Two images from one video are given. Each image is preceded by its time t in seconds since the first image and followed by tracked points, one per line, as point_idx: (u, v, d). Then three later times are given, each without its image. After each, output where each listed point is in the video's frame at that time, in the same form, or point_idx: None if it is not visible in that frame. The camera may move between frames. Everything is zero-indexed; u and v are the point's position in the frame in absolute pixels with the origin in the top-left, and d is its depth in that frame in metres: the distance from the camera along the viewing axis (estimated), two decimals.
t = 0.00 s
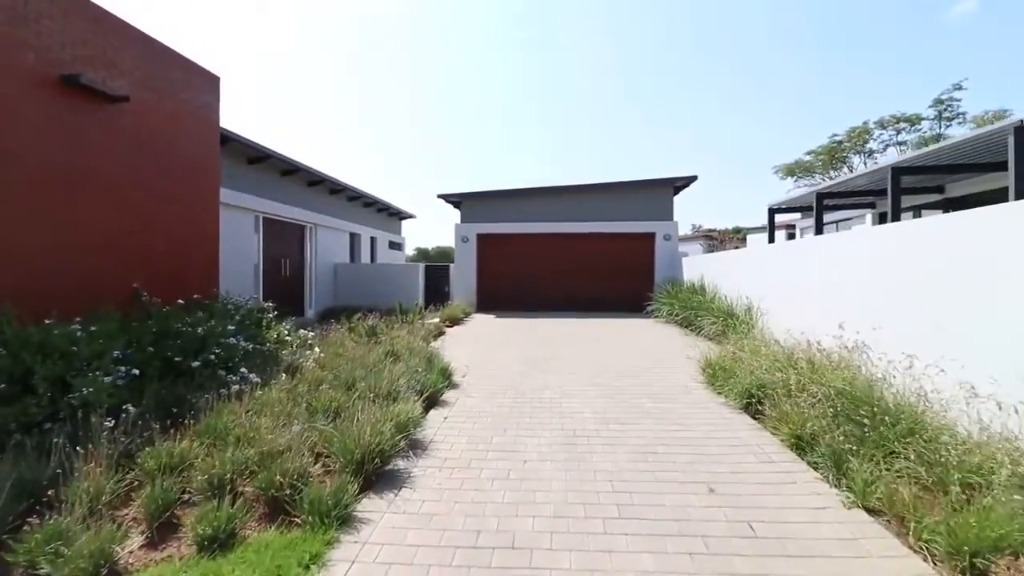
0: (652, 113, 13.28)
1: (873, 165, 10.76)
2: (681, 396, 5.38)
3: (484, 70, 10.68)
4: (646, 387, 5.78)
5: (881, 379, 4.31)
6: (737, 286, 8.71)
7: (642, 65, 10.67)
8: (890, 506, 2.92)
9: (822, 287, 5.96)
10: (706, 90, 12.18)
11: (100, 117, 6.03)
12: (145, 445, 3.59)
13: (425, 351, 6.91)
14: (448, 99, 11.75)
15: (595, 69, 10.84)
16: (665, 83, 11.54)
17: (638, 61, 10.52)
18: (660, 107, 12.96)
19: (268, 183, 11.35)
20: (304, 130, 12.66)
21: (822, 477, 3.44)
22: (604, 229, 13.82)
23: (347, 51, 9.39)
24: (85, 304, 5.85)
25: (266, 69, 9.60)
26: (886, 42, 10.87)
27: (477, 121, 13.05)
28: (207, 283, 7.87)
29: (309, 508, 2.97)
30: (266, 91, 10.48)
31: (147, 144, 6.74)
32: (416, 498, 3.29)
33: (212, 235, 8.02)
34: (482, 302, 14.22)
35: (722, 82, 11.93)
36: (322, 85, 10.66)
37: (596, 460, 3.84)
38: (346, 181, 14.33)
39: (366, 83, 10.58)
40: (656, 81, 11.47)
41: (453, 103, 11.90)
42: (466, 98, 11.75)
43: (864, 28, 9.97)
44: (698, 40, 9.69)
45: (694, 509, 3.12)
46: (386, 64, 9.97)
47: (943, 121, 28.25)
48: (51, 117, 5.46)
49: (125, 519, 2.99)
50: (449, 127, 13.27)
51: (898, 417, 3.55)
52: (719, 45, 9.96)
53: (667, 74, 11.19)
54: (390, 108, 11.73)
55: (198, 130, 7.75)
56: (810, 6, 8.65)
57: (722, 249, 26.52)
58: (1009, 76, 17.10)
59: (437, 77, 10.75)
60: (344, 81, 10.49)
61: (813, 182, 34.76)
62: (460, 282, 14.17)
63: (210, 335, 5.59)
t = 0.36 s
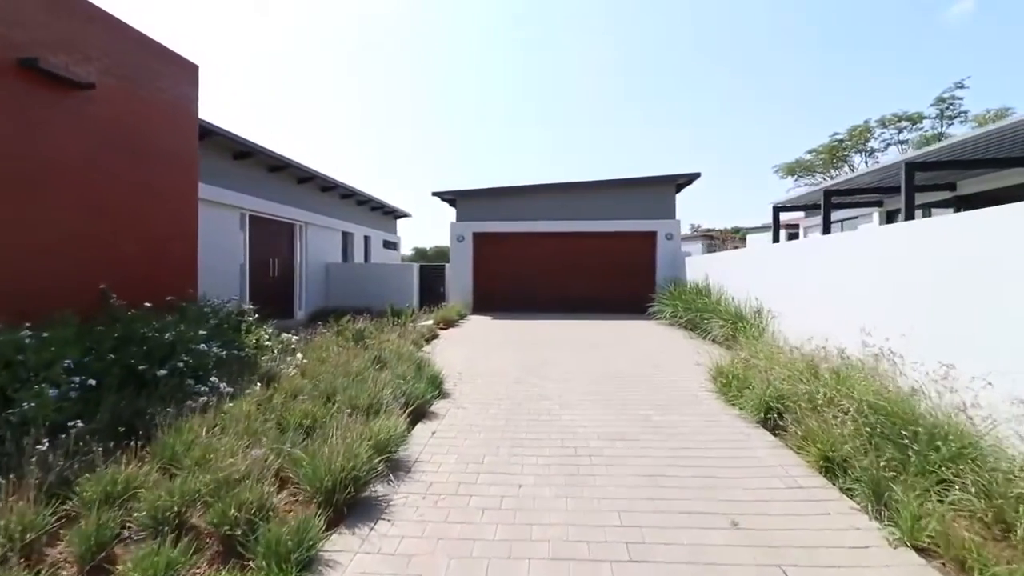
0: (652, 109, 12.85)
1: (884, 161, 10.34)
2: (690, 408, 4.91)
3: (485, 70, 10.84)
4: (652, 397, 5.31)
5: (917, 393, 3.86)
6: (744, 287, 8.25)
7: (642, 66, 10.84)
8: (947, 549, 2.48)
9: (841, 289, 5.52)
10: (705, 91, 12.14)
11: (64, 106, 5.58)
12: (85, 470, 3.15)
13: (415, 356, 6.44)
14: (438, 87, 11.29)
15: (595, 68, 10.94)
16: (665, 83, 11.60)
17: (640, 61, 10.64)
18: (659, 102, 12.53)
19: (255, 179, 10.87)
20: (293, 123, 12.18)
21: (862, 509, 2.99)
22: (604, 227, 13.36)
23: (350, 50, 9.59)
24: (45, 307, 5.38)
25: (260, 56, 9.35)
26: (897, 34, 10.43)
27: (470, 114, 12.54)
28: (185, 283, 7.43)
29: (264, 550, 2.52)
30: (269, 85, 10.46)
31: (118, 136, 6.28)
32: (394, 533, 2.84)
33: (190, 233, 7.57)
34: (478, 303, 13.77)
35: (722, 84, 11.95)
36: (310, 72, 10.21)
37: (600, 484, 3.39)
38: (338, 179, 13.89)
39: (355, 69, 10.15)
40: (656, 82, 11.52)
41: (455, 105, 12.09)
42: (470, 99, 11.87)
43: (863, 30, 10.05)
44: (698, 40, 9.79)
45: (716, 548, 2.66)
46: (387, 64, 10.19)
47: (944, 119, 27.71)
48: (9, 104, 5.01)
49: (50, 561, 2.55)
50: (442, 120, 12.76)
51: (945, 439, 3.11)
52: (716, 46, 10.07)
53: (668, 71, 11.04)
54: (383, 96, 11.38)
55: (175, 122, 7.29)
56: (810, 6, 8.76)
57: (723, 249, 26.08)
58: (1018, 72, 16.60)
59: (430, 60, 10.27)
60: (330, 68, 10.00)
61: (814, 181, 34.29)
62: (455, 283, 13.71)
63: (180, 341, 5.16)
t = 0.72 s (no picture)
0: (653, 108, 12.41)
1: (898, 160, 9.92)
2: (701, 426, 4.48)
3: (485, 70, 10.48)
4: (659, 413, 4.87)
5: (959, 413, 3.43)
6: (753, 290, 7.83)
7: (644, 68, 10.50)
8: None
9: (864, 294, 5.09)
10: (707, 91, 11.74)
11: (22, 95, 5.14)
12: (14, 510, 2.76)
13: (405, 366, 6.01)
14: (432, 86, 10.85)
15: (595, 69, 10.58)
16: (665, 83, 11.20)
17: (641, 60, 10.24)
18: (661, 101, 12.07)
19: (242, 177, 10.42)
20: (281, 123, 11.71)
21: (911, 555, 2.57)
22: (604, 228, 12.92)
23: (350, 50, 9.30)
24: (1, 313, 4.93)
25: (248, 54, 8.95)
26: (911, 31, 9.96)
27: (465, 113, 12.07)
28: (162, 287, 7.00)
29: None
30: (256, 83, 10.04)
31: (85, 130, 5.85)
32: None
33: (168, 233, 7.14)
34: (475, 306, 13.36)
35: (722, 84, 11.55)
36: (298, 70, 9.76)
37: (603, 520, 2.96)
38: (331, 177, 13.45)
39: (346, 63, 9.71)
40: (656, 81, 11.13)
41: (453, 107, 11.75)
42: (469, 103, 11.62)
43: (866, 30, 9.72)
44: (699, 39, 9.42)
45: None
46: (387, 64, 9.87)
47: (947, 118, 27.19)
48: None
49: None
50: (436, 120, 12.31)
51: (1004, 471, 2.68)
52: (719, 45, 9.70)
53: (670, 70, 10.64)
54: (375, 95, 10.95)
55: (150, 116, 6.86)
56: (810, 6, 8.44)
57: (725, 249, 25.63)
58: None
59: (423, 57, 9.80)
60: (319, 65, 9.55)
61: (816, 181, 33.82)
62: (451, 285, 13.27)
63: (146, 353, 4.75)
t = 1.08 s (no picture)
0: (655, 106, 11.90)
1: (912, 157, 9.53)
2: (717, 444, 4.03)
3: (486, 70, 10.10)
4: (670, 429, 4.42)
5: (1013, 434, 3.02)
6: (763, 292, 7.41)
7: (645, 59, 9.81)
8: None
9: (891, 298, 4.68)
10: (712, 88, 11.29)
11: None
12: None
13: (394, 373, 5.59)
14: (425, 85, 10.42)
15: (596, 68, 10.16)
16: (668, 80, 10.74)
17: (642, 58, 9.76)
18: (662, 100, 11.62)
19: (229, 174, 9.99)
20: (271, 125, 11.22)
21: None
22: (606, 228, 12.50)
23: (347, 49, 8.91)
24: None
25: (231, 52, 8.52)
26: (932, 26, 9.44)
27: (460, 112, 11.58)
28: (137, 290, 6.56)
29: None
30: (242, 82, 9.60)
31: (48, 120, 5.40)
32: None
33: (143, 232, 6.70)
34: (472, 307, 12.95)
35: (723, 83, 11.12)
36: (286, 67, 9.30)
37: (614, 564, 2.54)
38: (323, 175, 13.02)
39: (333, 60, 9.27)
40: (656, 81, 10.72)
41: (443, 100, 11.06)
42: (460, 96, 10.92)
43: (867, 29, 9.49)
44: (702, 36, 8.97)
45: None
46: (388, 64, 9.50)
47: (951, 117, 26.68)
48: None
49: None
50: (431, 119, 11.83)
51: None
52: (725, 43, 9.28)
53: (674, 66, 10.15)
54: (367, 95, 10.48)
55: (125, 108, 6.42)
56: (810, 6, 8.17)
57: (726, 251, 25.21)
58: None
59: (414, 56, 9.38)
60: (306, 59, 9.07)
61: (818, 180, 33.34)
62: (448, 286, 12.85)
63: (108, 363, 4.34)
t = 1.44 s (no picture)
0: (657, 105, 11.43)
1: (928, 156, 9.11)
2: (737, 467, 3.62)
3: (480, 67, 9.69)
4: (682, 448, 4.01)
5: None
6: (773, 295, 7.01)
7: (648, 58, 9.35)
8: None
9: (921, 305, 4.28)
10: (715, 87, 10.86)
11: None
12: None
13: (381, 384, 5.17)
14: (417, 86, 9.99)
15: (595, 69, 9.79)
16: (670, 79, 10.32)
17: (643, 57, 9.35)
18: (664, 99, 11.19)
19: (215, 173, 9.56)
20: (258, 124, 10.75)
21: None
22: (607, 228, 12.10)
23: (333, 43, 8.47)
24: None
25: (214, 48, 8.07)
26: (950, 22, 8.97)
27: (456, 110, 11.12)
28: (108, 293, 6.14)
29: None
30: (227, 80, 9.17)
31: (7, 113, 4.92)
32: None
33: (116, 233, 6.28)
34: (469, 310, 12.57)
35: (722, 84, 10.77)
36: (272, 64, 8.85)
37: None
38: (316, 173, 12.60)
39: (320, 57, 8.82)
40: (657, 80, 10.31)
41: (436, 99, 10.57)
42: (454, 94, 10.45)
43: (870, 26, 9.14)
44: (704, 33, 8.57)
45: None
46: (378, 60, 9.07)
47: (954, 116, 26.20)
48: None
49: None
50: (425, 119, 11.39)
51: None
52: (729, 40, 8.88)
53: (677, 65, 9.70)
54: (356, 94, 10.04)
55: (97, 103, 5.97)
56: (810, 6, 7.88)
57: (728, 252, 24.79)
58: None
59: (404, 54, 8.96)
60: (293, 55, 8.61)
61: (820, 179, 32.89)
62: (445, 288, 12.46)
63: (61, 378, 3.94)
